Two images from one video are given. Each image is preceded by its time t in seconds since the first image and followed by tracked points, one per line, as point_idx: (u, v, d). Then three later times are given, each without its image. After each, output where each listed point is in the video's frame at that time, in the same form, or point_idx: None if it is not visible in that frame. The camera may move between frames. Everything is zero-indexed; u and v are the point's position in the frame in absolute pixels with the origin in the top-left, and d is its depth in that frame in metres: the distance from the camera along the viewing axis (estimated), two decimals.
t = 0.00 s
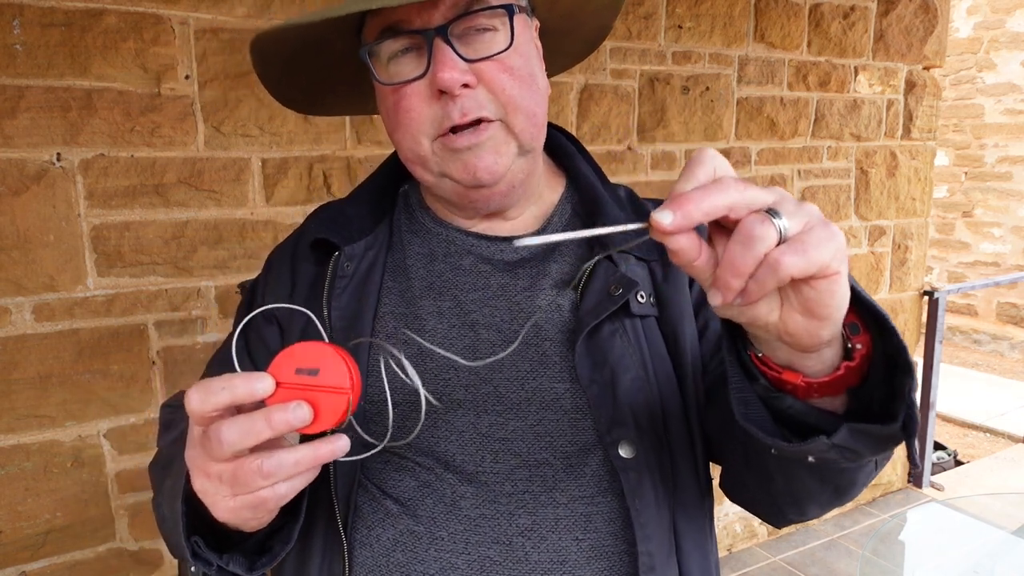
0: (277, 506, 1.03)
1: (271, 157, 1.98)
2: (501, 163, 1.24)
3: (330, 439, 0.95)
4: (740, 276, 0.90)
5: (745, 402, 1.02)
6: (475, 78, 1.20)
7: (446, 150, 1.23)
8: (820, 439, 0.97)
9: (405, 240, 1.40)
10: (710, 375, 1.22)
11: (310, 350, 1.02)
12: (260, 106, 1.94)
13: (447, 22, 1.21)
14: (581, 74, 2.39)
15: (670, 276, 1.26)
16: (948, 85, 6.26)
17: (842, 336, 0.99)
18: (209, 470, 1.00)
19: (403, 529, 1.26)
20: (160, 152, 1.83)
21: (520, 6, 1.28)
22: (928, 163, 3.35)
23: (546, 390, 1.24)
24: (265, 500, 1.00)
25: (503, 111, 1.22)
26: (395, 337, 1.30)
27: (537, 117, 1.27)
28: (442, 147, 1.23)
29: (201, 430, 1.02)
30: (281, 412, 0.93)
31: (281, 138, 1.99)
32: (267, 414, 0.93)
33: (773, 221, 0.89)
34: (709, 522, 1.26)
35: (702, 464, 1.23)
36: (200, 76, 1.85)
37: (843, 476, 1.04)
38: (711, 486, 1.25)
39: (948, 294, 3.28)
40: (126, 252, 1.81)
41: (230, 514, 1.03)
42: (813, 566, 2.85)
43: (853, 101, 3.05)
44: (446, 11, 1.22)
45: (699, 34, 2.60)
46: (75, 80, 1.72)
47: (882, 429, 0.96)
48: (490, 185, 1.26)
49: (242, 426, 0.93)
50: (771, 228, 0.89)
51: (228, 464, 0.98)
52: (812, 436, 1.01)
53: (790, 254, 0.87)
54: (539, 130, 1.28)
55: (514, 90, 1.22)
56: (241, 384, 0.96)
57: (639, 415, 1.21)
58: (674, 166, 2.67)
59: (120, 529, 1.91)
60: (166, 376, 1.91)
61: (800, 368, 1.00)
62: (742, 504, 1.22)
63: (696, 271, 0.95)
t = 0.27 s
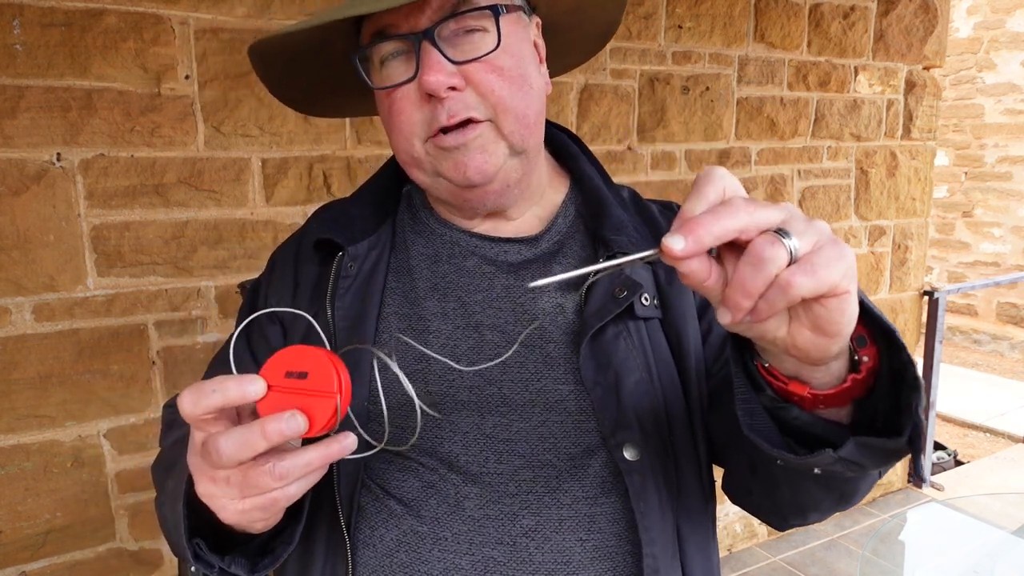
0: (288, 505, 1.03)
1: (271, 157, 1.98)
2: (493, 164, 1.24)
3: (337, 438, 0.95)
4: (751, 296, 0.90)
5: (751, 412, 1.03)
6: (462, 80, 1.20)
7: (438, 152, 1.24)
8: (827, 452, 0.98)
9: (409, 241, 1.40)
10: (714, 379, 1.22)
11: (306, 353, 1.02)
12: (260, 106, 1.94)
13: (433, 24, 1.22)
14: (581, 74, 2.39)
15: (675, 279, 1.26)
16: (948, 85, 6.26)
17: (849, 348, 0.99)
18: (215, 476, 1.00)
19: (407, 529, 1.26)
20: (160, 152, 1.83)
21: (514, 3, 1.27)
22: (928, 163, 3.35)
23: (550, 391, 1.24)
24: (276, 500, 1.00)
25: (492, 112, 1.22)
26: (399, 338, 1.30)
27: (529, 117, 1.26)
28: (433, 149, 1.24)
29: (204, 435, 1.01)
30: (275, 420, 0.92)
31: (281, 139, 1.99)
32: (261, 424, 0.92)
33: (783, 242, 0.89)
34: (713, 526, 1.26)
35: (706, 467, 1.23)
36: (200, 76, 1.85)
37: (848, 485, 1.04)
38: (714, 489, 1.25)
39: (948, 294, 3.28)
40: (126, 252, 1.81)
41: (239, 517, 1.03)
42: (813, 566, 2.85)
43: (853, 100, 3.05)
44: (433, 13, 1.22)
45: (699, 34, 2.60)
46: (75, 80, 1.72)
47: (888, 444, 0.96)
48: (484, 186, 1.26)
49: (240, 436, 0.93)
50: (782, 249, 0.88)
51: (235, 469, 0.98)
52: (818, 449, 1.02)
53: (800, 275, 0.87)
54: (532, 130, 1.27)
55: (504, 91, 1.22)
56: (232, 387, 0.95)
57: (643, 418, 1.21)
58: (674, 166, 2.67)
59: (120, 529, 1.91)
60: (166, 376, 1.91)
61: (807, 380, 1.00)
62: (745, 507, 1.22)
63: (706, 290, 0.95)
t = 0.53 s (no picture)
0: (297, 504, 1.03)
1: (271, 157, 1.98)
2: (496, 166, 1.25)
3: (346, 439, 0.94)
4: (754, 306, 0.90)
5: (755, 419, 1.03)
6: (466, 82, 1.20)
7: (441, 155, 1.24)
8: (830, 459, 0.98)
9: (411, 241, 1.40)
10: (715, 380, 1.22)
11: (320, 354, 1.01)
12: (260, 106, 1.94)
13: (437, 26, 1.22)
14: (581, 74, 2.40)
15: (676, 280, 1.26)
16: (948, 85, 6.26)
17: (853, 355, 1.00)
18: (226, 472, 1.00)
19: (408, 529, 1.26)
20: (160, 152, 1.83)
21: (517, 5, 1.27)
22: (928, 163, 3.35)
23: (552, 392, 1.24)
24: (286, 498, 1.00)
25: (496, 114, 1.22)
26: (401, 338, 1.30)
27: (532, 120, 1.26)
28: (437, 150, 1.24)
29: (216, 432, 1.01)
30: (292, 418, 0.92)
31: (281, 139, 1.99)
32: (279, 421, 0.92)
33: (787, 252, 0.89)
34: (714, 527, 1.26)
35: (707, 467, 1.23)
36: (200, 76, 1.85)
37: (849, 490, 1.04)
38: (715, 490, 1.25)
39: (948, 294, 3.28)
40: (126, 252, 1.81)
41: (249, 515, 1.03)
42: (813, 565, 2.85)
43: (852, 100, 3.05)
44: (436, 15, 1.22)
45: (699, 34, 2.60)
46: (75, 80, 1.72)
47: (891, 452, 0.96)
48: (487, 189, 1.26)
49: (257, 431, 0.93)
50: (785, 260, 0.89)
51: (247, 466, 0.98)
52: (821, 455, 1.02)
53: (804, 285, 0.88)
54: (534, 134, 1.27)
55: (506, 94, 1.22)
56: (250, 387, 0.95)
57: (645, 419, 1.21)
58: (674, 166, 2.67)
59: (120, 529, 1.91)
60: (166, 376, 1.91)
61: (810, 387, 1.00)
62: (747, 508, 1.22)
63: (710, 299, 0.95)
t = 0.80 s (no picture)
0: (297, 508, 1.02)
1: (271, 157, 1.98)
2: (504, 166, 1.25)
3: (346, 441, 0.95)
4: (756, 306, 0.90)
5: (758, 419, 1.03)
6: (478, 81, 1.20)
7: (450, 152, 1.24)
8: (833, 460, 0.98)
9: (412, 242, 1.40)
10: (717, 380, 1.22)
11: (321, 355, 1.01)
12: (260, 106, 1.94)
13: (451, 26, 1.21)
14: (581, 74, 2.40)
15: (677, 280, 1.26)
16: (948, 85, 6.26)
17: (856, 356, 0.99)
18: (227, 475, 1.00)
19: (410, 530, 1.26)
20: (160, 152, 1.83)
21: (526, 6, 1.28)
22: (928, 163, 3.35)
23: (553, 393, 1.24)
24: (285, 502, 1.00)
25: (506, 114, 1.22)
26: (402, 339, 1.30)
27: (541, 121, 1.27)
28: (446, 149, 1.24)
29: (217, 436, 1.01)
30: (294, 416, 0.92)
31: (281, 139, 1.99)
32: (282, 420, 0.92)
33: (790, 253, 0.89)
34: (715, 526, 1.26)
35: (708, 467, 1.23)
36: (200, 76, 1.85)
37: (851, 489, 1.04)
38: (716, 489, 1.25)
39: (948, 294, 3.28)
40: (126, 252, 1.81)
41: (250, 518, 1.03)
42: (813, 566, 2.85)
43: (852, 100, 3.05)
44: (450, 14, 1.22)
45: (699, 34, 2.60)
46: (75, 80, 1.72)
47: (894, 452, 0.97)
48: (493, 186, 1.26)
49: (258, 429, 0.93)
50: (789, 261, 0.88)
51: (246, 468, 0.98)
52: (824, 455, 1.02)
53: (806, 286, 0.88)
54: (542, 133, 1.28)
55: (518, 93, 1.23)
56: (247, 392, 0.94)
57: (646, 420, 1.21)
58: (674, 166, 2.67)
59: (120, 529, 1.91)
60: (166, 376, 1.91)
61: (813, 387, 1.00)
62: (749, 508, 1.21)
63: (714, 298, 0.95)
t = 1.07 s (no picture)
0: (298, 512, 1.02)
1: (271, 157, 1.98)
2: (517, 165, 1.25)
3: (346, 444, 0.96)
4: (754, 300, 0.90)
5: (759, 416, 1.03)
6: (499, 80, 1.21)
7: (464, 149, 1.24)
8: (834, 457, 0.97)
9: (413, 243, 1.40)
10: (720, 381, 1.22)
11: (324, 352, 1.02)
12: (260, 106, 1.94)
13: (474, 23, 1.21)
14: (581, 74, 2.40)
15: (679, 280, 1.25)
16: (948, 85, 6.26)
17: (857, 354, 0.99)
18: (227, 477, 1.00)
19: (411, 533, 1.26)
20: (160, 152, 1.83)
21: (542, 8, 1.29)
22: (928, 163, 3.35)
23: (555, 396, 1.24)
24: (285, 506, 1.00)
25: (523, 114, 1.23)
26: (404, 342, 1.30)
27: (554, 122, 1.28)
28: (460, 146, 1.24)
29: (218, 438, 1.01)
30: (293, 417, 0.92)
31: (281, 138, 1.99)
32: (282, 422, 0.93)
33: (788, 247, 0.89)
34: (717, 527, 1.26)
35: (710, 468, 1.23)
36: (200, 76, 1.85)
37: (854, 488, 1.04)
38: (718, 491, 1.25)
39: (948, 294, 3.28)
40: (126, 252, 1.81)
41: (251, 520, 1.03)
42: (813, 565, 2.85)
43: (852, 100, 3.05)
44: (475, 11, 1.22)
45: (698, 34, 2.60)
46: (75, 80, 1.72)
47: (895, 450, 0.96)
48: (503, 186, 1.26)
49: (258, 433, 0.93)
50: (786, 254, 0.88)
51: (246, 470, 0.98)
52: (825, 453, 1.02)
53: (804, 281, 0.88)
54: (553, 136, 1.29)
55: (535, 95, 1.23)
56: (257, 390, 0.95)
57: (647, 422, 1.21)
58: (674, 166, 2.67)
59: (120, 529, 1.91)
60: (166, 376, 1.91)
61: (813, 384, 1.01)
62: (751, 509, 1.21)
63: (710, 292, 0.95)
